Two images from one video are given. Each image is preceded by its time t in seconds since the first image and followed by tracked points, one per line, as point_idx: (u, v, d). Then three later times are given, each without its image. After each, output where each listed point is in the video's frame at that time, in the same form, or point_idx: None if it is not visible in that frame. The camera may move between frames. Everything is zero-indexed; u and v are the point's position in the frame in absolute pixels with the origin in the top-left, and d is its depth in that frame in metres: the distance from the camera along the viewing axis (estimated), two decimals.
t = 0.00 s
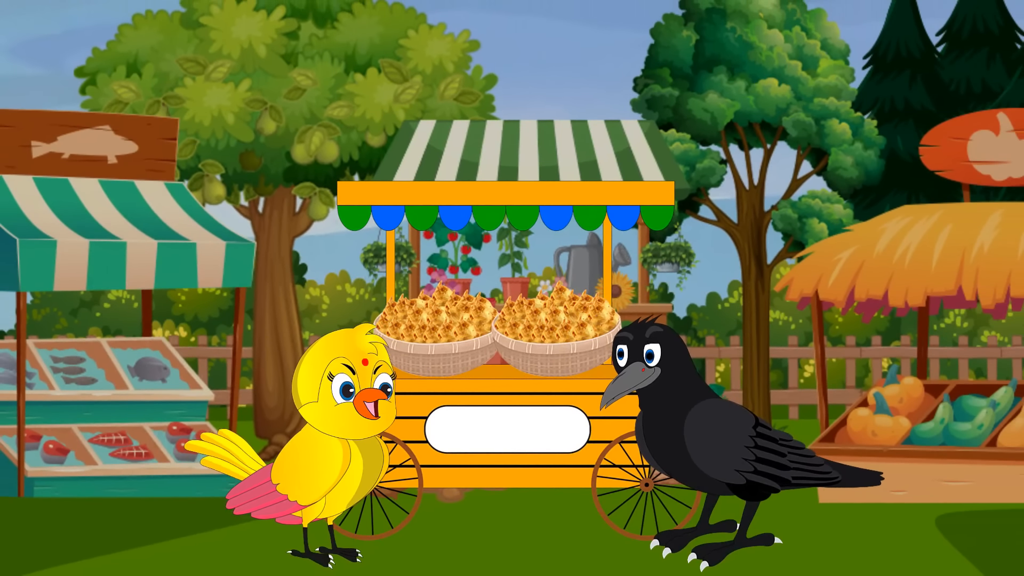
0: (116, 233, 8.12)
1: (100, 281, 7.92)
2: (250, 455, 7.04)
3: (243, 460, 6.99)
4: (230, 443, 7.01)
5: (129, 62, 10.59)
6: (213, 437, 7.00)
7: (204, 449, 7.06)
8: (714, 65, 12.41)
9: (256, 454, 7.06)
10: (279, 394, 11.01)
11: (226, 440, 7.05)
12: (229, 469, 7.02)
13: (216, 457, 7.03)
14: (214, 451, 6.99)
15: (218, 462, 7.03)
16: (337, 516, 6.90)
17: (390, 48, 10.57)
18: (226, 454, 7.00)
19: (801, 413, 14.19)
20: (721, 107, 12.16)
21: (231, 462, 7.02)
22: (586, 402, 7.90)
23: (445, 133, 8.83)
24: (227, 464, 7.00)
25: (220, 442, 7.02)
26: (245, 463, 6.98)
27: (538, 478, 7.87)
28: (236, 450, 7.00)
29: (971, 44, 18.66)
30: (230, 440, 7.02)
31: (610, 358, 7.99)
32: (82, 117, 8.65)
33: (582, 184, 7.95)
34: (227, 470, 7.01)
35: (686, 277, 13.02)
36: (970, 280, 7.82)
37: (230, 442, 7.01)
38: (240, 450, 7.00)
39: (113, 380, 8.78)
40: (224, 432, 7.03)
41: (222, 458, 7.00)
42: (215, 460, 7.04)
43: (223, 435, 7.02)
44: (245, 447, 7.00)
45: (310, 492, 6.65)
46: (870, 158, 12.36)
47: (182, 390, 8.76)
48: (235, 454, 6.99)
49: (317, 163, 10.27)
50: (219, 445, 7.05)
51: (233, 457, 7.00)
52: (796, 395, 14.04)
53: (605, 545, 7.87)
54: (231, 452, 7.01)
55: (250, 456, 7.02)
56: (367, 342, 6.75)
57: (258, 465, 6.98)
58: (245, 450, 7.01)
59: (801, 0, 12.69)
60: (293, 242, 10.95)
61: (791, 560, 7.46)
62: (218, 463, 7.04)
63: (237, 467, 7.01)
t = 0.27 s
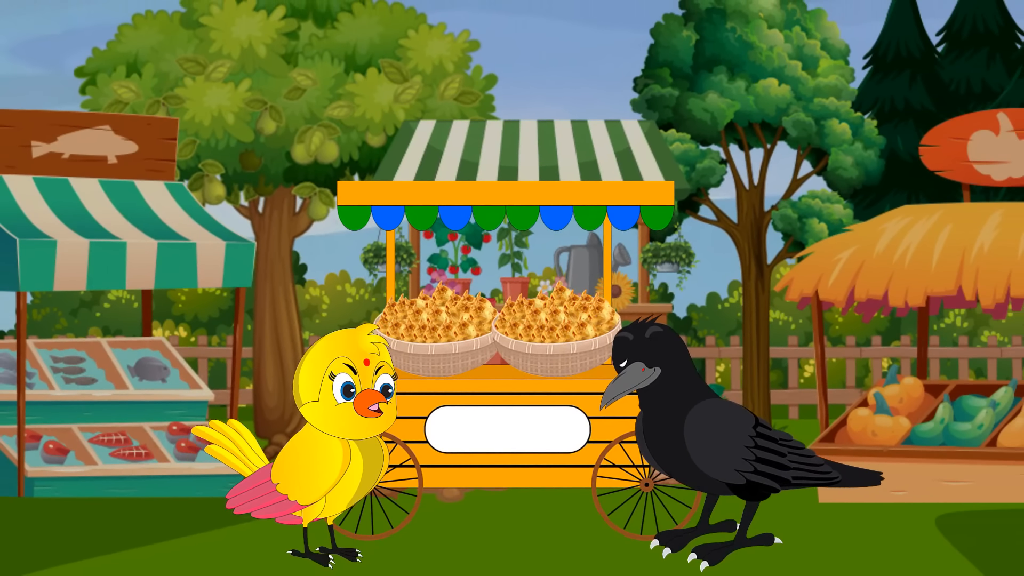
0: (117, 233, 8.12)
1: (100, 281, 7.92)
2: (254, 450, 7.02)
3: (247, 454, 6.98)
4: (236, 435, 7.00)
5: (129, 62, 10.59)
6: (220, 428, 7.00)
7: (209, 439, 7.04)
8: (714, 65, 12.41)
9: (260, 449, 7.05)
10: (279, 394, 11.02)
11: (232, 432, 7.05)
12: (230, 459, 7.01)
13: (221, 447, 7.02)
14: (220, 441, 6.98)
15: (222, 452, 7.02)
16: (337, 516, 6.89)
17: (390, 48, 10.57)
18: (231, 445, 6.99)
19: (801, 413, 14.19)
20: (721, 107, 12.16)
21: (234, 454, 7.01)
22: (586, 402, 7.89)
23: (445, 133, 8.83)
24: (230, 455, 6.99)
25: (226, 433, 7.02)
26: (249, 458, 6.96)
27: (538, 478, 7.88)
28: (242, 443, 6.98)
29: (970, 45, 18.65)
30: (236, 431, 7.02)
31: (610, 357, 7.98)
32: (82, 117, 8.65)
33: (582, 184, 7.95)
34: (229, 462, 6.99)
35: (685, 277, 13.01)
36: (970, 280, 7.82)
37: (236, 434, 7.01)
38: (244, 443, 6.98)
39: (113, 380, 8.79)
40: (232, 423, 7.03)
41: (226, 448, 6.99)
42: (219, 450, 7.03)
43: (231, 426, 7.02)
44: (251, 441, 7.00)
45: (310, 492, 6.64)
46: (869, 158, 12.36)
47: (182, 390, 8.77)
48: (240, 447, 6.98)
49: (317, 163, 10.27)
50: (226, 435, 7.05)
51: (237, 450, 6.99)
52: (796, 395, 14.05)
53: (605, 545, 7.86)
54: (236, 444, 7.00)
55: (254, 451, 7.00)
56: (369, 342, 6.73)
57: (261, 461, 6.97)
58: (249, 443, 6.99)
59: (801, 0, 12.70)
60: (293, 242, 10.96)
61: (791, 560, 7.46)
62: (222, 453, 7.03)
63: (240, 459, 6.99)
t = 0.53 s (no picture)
0: (116, 233, 8.12)
1: (100, 281, 7.92)
2: (242, 464, 7.08)
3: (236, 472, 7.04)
4: (220, 459, 7.05)
5: (129, 62, 10.59)
6: (201, 459, 7.02)
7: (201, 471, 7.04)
8: (714, 65, 12.41)
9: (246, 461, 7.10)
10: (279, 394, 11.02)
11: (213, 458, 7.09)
12: (225, 483, 7.06)
13: (212, 477, 7.05)
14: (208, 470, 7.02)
15: (216, 481, 7.06)
16: (337, 515, 6.89)
17: (390, 48, 10.57)
18: (220, 470, 7.04)
19: (801, 413, 14.19)
20: (720, 107, 12.15)
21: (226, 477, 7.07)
22: (586, 402, 7.89)
23: (445, 133, 8.83)
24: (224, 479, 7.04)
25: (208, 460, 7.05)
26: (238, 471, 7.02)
27: (538, 478, 7.87)
28: (230, 465, 7.04)
29: (970, 45, 18.65)
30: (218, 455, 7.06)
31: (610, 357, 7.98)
32: (82, 117, 8.66)
33: (582, 184, 7.95)
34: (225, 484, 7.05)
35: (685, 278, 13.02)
36: (970, 280, 7.82)
37: (219, 459, 7.05)
38: (232, 462, 7.05)
39: (113, 380, 8.79)
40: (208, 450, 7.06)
41: (218, 475, 7.04)
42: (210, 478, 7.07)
43: (210, 453, 7.06)
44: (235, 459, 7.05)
45: (310, 492, 6.65)
46: (870, 158, 12.36)
47: (182, 390, 8.77)
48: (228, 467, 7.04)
49: (317, 163, 10.27)
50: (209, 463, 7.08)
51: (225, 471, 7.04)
52: (796, 395, 14.05)
53: (606, 545, 7.86)
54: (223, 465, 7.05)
55: (241, 464, 7.07)
56: (371, 342, 6.69)
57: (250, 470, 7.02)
58: (234, 461, 7.06)
59: (801, 0, 12.70)
60: (293, 242, 10.96)
61: (791, 560, 7.46)
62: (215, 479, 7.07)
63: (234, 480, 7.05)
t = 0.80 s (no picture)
0: (116, 233, 8.12)
1: (100, 280, 7.92)
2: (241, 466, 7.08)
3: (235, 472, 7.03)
4: (218, 460, 7.06)
5: (129, 62, 10.59)
6: (199, 460, 7.05)
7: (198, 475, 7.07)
8: (714, 65, 12.41)
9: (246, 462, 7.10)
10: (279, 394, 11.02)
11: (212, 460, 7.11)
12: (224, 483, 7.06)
13: (212, 478, 7.05)
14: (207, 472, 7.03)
15: (216, 482, 7.05)
16: (337, 516, 6.89)
17: (390, 48, 10.57)
18: (218, 471, 7.04)
19: (801, 413, 14.19)
20: (720, 107, 12.15)
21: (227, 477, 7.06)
22: (586, 403, 7.89)
23: (445, 133, 8.83)
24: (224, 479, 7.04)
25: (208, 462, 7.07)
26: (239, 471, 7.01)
27: (538, 478, 7.87)
28: (229, 466, 7.05)
29: (971, 45, 18.65)
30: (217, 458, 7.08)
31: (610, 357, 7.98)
32: (82, 117, 8.66)
33: (582, 184, 7.95)
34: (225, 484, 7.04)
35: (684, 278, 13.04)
36: (970, 280, 7.81)
37: (217, 460, 7.07)
38: (230, 463, 7.04)
39: (113, 380, 8.79)
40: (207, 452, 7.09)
41: (216, 475, 7.04)
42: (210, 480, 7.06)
43: (209, 456, 7.08)
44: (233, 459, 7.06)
45: (310, 492, 6.64)
46: (870, 158, 12.36)
47: (182, 390, 8.77)
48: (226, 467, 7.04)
49: (317, 163, 10.27)
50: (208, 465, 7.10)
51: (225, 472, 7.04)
52: (796, 395, 14.05)
53: (606, 545, 7.86)
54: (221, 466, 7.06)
55: (239, 465, 7.06)
56: (373, 343, 6.70)
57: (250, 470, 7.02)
58: (233, 461, 7.06)
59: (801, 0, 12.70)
60: (293, 242, 10.96)
61: (791, 560, 7.46)
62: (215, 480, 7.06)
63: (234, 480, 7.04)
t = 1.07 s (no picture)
0: (116, 233, 8.12)
1: (100, 280, 7.92)
2: (245, 460, 7.04)
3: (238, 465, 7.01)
4: (223, 452, 7.02)
5: (129, 62, 10.60)
6: (206, 449, 7.01)
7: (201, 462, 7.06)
8: (714, 65, 12.41)
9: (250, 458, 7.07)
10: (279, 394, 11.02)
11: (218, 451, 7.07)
12: (228, 477, 7.04)
13: (214, 468, 7.04)
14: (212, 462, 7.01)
15: (217, 472, 7.04)
16: (337, 516, 6.89)
17: (390, 48, 10.57)
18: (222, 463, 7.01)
19: (801, 413, 14.20)
20: (720, 107, 12.16)
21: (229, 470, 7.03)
22: (586, 403, 7.89)
23: (445, 133, 8.83)
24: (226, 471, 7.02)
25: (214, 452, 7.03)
26: (242, 466, 6.99)
27: (538, 478, 7.87)
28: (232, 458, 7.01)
29: (971, 45, 18.65)
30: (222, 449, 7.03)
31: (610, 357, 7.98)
32: (82, 117, 8.66)
33: (582, 184, 7.95)
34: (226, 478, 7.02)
35: (684, 278, 13.04)
36: (970, 280, 7.81)
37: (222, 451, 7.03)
38: (234, 456, 7.01)
39: (113, 380, 8.79)
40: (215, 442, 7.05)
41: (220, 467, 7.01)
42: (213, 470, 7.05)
43: (216, 445, 7.04)
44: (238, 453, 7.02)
45: (310, 492, 6.64)
46: (870, 158, 12.36)
47: (182, 390, 8.77)
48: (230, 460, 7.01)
49: (317, 163, 10.28)
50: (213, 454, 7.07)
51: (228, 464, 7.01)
52: (796, 395, 14.05)
53: (605, 545, 7.86)
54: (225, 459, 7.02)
55: (244, 459, 7.02)
56: (375, 344, 6.69)
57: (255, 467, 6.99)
58: (237, 454, 7.02)
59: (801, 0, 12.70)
60: (293, 242, 10.96)
61: (791, 560, 7.46)
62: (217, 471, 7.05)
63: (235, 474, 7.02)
